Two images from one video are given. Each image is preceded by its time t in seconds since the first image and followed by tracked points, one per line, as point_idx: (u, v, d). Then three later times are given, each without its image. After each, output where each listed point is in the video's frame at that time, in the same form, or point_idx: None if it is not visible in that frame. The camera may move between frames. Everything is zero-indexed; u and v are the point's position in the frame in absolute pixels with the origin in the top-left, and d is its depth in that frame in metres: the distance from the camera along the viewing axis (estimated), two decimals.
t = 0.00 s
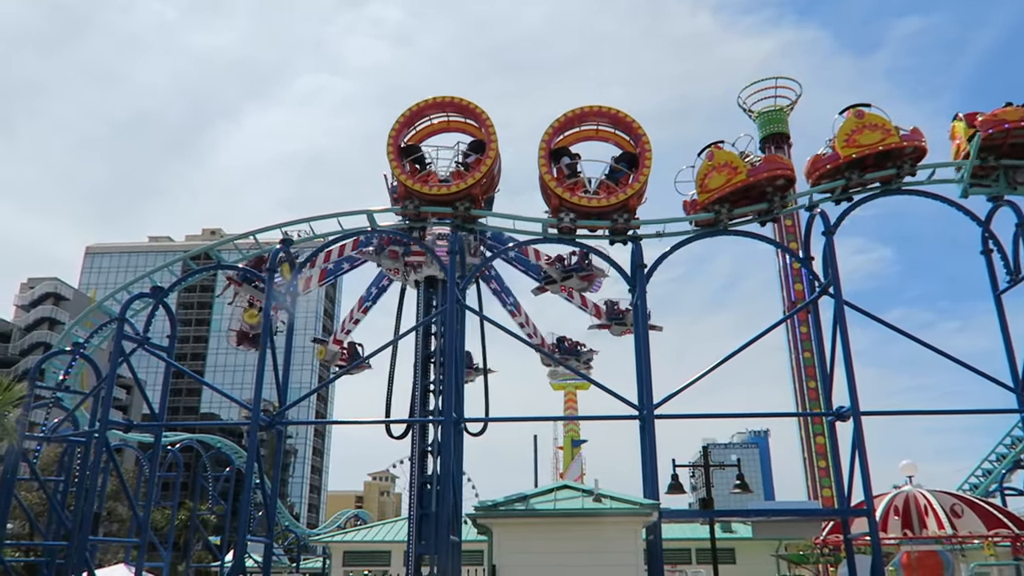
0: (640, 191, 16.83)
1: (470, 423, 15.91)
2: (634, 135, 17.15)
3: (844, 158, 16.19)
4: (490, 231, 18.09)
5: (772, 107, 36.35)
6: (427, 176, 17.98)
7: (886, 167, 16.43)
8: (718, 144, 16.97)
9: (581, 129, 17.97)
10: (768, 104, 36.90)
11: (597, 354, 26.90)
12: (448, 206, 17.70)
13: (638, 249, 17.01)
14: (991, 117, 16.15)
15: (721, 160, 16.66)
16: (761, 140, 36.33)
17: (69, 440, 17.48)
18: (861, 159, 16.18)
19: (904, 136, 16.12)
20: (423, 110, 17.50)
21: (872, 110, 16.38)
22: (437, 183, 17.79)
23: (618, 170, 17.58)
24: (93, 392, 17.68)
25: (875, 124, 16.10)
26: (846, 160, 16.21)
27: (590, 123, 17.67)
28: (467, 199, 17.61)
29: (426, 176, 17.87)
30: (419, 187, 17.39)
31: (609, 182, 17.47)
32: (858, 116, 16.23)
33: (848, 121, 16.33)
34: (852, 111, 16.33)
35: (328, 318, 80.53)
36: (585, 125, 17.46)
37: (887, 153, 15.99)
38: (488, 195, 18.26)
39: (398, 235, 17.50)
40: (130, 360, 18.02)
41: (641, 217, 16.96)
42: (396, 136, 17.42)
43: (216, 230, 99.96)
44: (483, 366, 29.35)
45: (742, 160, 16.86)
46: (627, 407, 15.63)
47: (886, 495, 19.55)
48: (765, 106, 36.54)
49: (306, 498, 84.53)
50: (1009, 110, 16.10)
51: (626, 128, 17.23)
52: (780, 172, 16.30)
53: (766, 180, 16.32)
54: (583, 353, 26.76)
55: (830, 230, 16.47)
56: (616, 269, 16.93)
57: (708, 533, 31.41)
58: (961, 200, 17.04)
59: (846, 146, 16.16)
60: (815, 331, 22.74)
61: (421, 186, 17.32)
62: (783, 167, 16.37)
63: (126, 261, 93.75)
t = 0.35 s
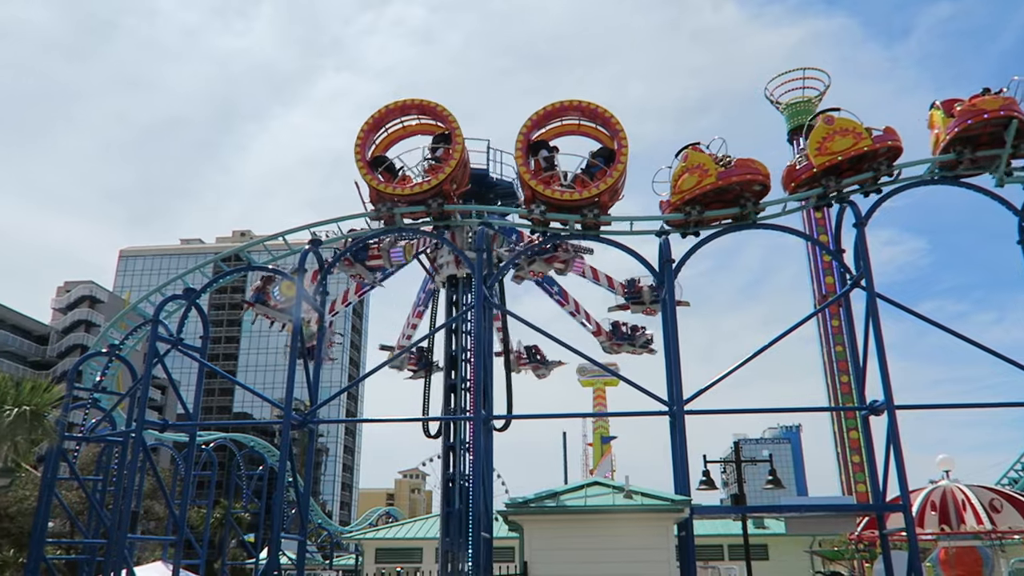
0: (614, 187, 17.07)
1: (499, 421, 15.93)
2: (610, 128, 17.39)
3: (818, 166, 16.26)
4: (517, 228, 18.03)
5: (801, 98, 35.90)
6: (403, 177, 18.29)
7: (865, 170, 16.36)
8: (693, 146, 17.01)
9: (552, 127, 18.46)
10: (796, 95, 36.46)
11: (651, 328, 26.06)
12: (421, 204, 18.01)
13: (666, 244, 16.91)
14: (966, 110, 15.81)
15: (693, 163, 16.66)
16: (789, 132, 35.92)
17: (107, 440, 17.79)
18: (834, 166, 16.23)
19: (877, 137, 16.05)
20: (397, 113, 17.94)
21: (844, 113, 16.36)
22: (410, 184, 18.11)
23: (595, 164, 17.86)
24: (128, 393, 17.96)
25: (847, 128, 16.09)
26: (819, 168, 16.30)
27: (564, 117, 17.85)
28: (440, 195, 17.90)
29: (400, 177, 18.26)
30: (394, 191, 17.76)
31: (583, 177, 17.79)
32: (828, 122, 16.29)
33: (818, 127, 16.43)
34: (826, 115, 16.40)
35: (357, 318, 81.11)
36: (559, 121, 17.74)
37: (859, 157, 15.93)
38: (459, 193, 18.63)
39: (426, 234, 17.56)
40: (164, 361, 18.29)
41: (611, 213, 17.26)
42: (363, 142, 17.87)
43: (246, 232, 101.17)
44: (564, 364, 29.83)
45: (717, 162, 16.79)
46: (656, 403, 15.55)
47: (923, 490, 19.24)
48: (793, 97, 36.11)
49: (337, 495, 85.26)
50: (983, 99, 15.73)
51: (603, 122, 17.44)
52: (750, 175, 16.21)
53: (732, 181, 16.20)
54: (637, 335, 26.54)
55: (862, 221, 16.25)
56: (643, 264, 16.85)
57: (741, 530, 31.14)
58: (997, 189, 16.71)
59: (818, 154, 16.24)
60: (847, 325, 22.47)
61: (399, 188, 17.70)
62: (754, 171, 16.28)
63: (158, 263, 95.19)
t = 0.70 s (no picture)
0: (585, 180, 17.38)
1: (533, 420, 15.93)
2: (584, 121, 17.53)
3: (796, 176, 16.39)
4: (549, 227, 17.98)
5: (836, 91, 35.31)
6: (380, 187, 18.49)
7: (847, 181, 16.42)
8: (674, 146, 17.09)
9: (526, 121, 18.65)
10: (831, 88, 35.87)
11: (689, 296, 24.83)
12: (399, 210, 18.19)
13: (699, 241, 16.76)
14: (945, 111, 15.62)
15: (670, 163, 16.78)
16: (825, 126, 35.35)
17: (148, 440, 18.15)
18: (815, 176, 16.28)
19: (857, 147, 16.05)
20: (364, 125, 18.26)
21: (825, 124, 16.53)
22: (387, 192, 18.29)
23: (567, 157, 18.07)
24: (169, 394, 18.31)
25: (828, 138, 16.20)
26: (798, 179, 16.41)
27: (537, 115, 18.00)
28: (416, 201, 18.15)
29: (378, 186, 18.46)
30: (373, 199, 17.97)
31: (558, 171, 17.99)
32: (807, 134, 16.42)
33: (798, 138, 16.57)
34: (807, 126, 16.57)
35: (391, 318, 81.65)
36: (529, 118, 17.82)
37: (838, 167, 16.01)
38: (438, 197, 18.76)
39: (458, 234, 17.61)
40: (203, 362, 18.61)
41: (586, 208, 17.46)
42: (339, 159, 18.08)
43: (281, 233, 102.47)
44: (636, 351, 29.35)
45: (694, 164, 16.88)
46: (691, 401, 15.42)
47: (966, 489, 18.82)
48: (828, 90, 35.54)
49: (373, 494, 85.99)
50: (961, 99, 15.56)
51: (578, 115, 17.52)
52: (722, 179, 16.28)
53: (703, 182, 16.28)
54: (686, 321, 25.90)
55: (900, 215, 15.95)
56: (677, 262, 16.72)
57: (778, 529, 30.76)
58: None
59: (797, 165, 16.36)
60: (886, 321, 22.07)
61: (379, 198, 17.87)
62: (728, 175, 16.37)
63: (196, 266, 96.84)
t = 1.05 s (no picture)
0: (555, 169, 17.51)
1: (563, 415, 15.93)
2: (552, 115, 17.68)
3: (767, 180, 16.32)
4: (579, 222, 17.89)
5: (870, 79, 34.77)
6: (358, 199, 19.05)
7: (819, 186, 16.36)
8: (648, 140, 17.17)
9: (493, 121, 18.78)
10: (865, 76, 35.32)
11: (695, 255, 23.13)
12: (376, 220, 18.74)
13: (731, 233, 16.60)
14: (918, 118, 15.56)
15: (642, 159, 16.88)
16: (858, 115, 34.82)
17: (186, 436, 18.45)
18: (786, 181, 16.23)
19: (831, 155, 16.00)
20: (338, 143, 18.76)
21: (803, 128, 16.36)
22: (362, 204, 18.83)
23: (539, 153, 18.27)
24: (205, 391, 18.61)
25: (801, 144, 16.10)
26: (769, 182, 16.36)
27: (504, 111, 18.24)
28: (393, 209, 18.68)
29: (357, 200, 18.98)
30: (350, 215, 18.63)
31: (528, 164, 18.17)
32: (785, 137, 16.33)
33: (773, 141, 16.49)
34: (783, 129, 16.43)
35: (421, 315, 82.10)
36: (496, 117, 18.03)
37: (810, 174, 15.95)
38: (413, 204, 19.38)
39: (488, 231, 17.64)
40: (238, 360, 18.89)
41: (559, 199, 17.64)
42: (312, 180, 18.62)
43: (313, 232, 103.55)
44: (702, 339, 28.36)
45: (666, 159, 16.96)
46: (724, 395, 15.29)
47: (1008, 484, 18.41)
48: (861, 79, 35.01)
49: (406, 490, 86.62)
50: (933, 104, 15.49)
51: (545, 108, 17.70)
52: (690, 176, 16.42)
53: (672, 177, 16.42)
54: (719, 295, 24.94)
55: (937, 204, 15.65)
56: (708, 255, 16.58)
57: (814, 524, 30.40)
58: None
59: (769, 167, 16.33)
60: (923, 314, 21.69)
61: (354, 210, 18.49)
62: (696, 173, 16.50)
63: (230, 265, 98.32)
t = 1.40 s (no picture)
0: (514, 166, 17.54)
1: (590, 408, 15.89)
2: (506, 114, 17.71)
3: (727, 177, 16.62)
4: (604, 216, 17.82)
5: (900, 66, 34.17)
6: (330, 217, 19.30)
7: (780, 189, 16.56)
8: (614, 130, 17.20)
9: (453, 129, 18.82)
10: (894, 63, 34.72)
11: (664, 231, 22.40)
12: (346, 234, 19.10)
13: (758, 224, 16.44)
14: (878, 130, 15.85)
15: (606, 148, 16.98)
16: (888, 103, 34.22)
17: (217, 431, 18.68)
18: (745, 179, 16.47)
19: (791, 157, 16.15)
20: (305, 171, 18.98)
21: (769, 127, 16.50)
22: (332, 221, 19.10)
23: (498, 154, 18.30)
24: (235, 386, 18.82)
25: (762, 143, 16.30)
26: (729, 179, 16.63)
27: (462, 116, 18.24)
28: (361, 222, 18.97)
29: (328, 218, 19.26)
30: (319, 232, 18.89)
31: (490, 162, 18.12)
32: (751, 136, 16.45)
33: (739, 137, 16.63)
34: (748, 127, 16.62)
35: (447, 309, 82.36)
36: (452, 124, 18.14)
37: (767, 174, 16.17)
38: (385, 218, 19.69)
39: (514, 225, 17.63)
40: (267, 355, 19.10)
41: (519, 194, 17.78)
42: (288, 207, 19.19)
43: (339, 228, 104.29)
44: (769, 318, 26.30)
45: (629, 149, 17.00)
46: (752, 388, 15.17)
47: None
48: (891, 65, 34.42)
49: (433, 483, 87.16)
50: (893, 116, 15.75)
51: (498, 108, 17.71)
52: (649, 168, 16.60)
53: (632, 171, 16.52)
54: (727, 270, 23.54)
55: (971, 193, 15.34)
56: (735, 246, 16.44)
57: (845, 518, 30.08)
58: None
59: (730, 165, 16.59)
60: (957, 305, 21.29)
61: (322, 229, 18.81)
62: (654, 164, 16.66)
63: (258, 262, 99.41)
